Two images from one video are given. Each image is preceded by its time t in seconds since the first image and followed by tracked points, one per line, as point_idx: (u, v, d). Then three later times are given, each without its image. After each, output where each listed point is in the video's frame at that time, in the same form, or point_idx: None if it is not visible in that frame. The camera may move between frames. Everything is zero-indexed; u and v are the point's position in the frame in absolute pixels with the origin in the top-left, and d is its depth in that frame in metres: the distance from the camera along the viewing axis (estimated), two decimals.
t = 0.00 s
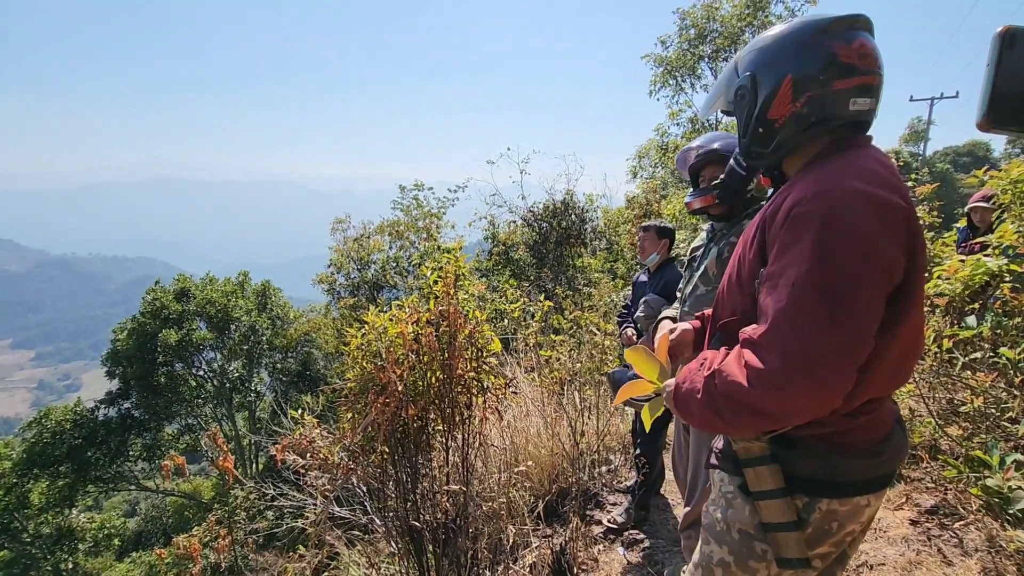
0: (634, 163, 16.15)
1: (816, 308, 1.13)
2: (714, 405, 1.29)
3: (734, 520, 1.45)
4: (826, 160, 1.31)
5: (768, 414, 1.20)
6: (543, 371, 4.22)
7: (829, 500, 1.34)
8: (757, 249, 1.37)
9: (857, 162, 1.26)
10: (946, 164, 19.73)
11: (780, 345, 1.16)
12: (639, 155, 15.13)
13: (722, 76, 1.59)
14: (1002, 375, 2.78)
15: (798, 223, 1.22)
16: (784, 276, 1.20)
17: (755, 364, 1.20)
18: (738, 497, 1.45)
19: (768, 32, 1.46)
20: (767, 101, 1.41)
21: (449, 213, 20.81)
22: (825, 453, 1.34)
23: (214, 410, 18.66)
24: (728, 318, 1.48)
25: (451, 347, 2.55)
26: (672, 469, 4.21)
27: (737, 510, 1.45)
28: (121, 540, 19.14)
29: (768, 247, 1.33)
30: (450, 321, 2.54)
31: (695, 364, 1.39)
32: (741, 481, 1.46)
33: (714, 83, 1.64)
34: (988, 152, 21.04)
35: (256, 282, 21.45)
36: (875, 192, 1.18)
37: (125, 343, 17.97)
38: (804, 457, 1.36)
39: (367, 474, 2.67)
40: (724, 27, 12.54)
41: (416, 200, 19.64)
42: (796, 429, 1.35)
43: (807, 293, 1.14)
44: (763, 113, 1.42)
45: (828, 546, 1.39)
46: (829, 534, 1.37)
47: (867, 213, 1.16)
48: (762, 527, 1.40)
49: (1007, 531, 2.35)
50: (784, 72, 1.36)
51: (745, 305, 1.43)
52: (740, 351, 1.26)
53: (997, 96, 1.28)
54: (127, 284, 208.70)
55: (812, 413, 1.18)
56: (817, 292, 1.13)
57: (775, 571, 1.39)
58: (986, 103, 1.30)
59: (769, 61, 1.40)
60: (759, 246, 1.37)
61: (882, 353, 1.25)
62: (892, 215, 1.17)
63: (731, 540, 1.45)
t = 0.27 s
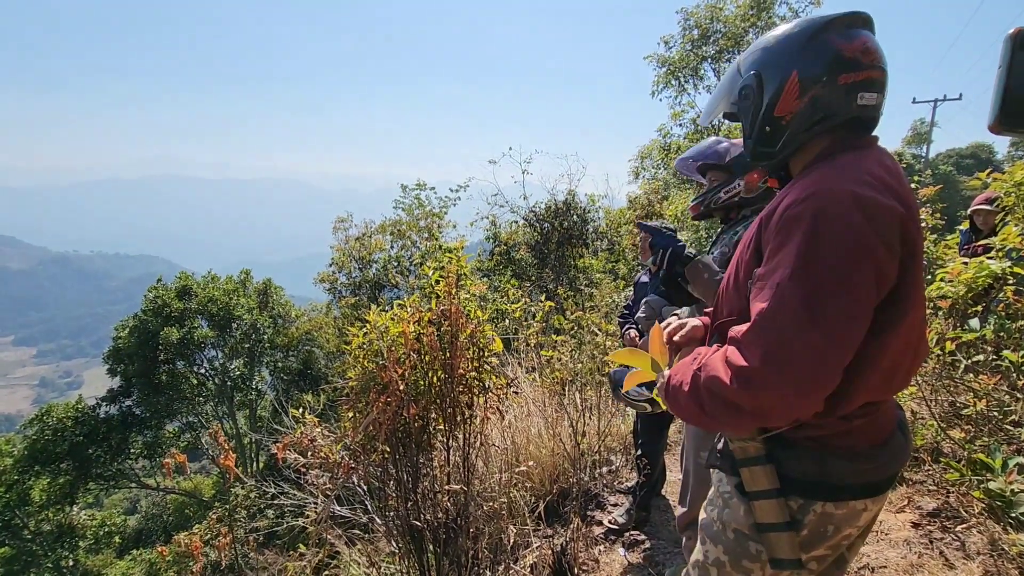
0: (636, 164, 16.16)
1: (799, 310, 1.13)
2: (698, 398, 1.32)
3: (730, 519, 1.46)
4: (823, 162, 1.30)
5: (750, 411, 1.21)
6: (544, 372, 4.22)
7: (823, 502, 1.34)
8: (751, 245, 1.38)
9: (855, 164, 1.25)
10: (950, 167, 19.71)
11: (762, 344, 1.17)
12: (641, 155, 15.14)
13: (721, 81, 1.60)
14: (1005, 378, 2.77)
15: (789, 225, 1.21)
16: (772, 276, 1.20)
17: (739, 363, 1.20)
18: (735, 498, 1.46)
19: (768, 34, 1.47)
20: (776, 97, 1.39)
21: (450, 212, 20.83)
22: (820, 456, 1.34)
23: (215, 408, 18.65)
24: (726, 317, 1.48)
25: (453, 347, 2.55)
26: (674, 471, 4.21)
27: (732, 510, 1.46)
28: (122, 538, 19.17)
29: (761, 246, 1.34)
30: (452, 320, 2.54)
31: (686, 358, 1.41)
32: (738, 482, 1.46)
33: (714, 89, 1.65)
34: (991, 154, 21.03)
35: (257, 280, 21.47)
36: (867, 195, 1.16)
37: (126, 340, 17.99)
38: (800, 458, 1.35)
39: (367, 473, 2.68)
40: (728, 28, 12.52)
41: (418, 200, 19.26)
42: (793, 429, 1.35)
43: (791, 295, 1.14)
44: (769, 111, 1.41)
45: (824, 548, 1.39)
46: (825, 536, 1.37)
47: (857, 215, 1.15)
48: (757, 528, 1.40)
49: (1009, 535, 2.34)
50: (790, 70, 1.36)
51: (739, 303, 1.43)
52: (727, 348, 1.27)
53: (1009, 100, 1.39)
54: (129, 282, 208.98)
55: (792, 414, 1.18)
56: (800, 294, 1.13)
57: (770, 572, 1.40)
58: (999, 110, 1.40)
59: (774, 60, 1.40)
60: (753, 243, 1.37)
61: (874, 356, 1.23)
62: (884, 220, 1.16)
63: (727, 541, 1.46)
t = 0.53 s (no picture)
0: (637, 164, 16.17)
1: (797, 310, 1.13)
2: (685, 378, 1.36)
3: (734, 523, 1.46)
4: (833, 161, 1.29)
5: (739, 405, 1.23)
6: (545, 372, 4.21)
7: (829, 507, 1.33)
8: (755, 236, 1.39)
9: (864, 165, 1.23)
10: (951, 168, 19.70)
11: (759, 340, 1.17)
12: (642, 156, 15.16)
13: (717, 78, 1.55)
14: (1007, 380, 2.77)
15: (794, 223, 1.21)
16: (773, 274, 1.20)
17: (734, 356, 1.22)
18: (740, 502, 1.46)
19: (776, 29, 1.43)
20: (804, 86, 1.33)
21: (451, 212, 20.83)
22: (826, 461, 1.33)
23: (216, 406, 18.65)
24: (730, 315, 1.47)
25: (454, 347, 2.55)
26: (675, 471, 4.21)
27: (738, 514, 1.46)
28: (122, 536, 19.13)
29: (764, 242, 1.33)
30: (453, 320, 2.54)
31: (684, 338, 1.44)
32: (743, 486, 1.47)
33: (710, 84, 1.57)
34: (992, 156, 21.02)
35: (258, 279, 21.50)
36: (873, 199, 1.16)
37: (127, 338, 17.97)
38: (805, 462, 1.35)
39: (368, 472, 2.68)
40: (730, 28, 12.52)
41: (420, 199, 19.51)
42: (798, 432, 1.35)
43: (789, 295, 1.14)
44: (793, 101, 1.35)
45: (829, 553, 1.38)
46: (830, 541, 1.36)
47: (860, 216, 1.14)
48: (762, 531, 1.41)
49: (1011, 537, 2.34)
50: (824, 58, 1.31)
51: (739, 295, 1.44)
52: (724, 340, 1.28)
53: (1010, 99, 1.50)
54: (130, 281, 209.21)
55: (783, 409, 1.20)
56: (799, 294, 1.13)
57: None
58: (1010, 106, 1.52)
59: (802, 48, 1.35)
60: (758, 235, 1.37)
61: (873, 362, 1.23)
62: (888, 225, 1.15)
63: (732, 544, 1.46)
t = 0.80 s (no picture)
0: (638, 164, 16.17)
1: (799, 309, 1.13)
2: (684, 369, 1.37)
3: (737, 526, 1.46)
4: (839, 160, 1.28)
5: (736, 398, 1.24)
6: (545, 372, 4.21)
7: (834, 509, 1.33)
8: (758, 229, 1.39)
9: (871, 166, 1.23)
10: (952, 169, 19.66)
11: (760, 337, 1.17)
12: (643, 156, 15.18)
13: (718, 74, 1.54)
14: (1009, 382, 2.76)
15: (799, 221, 1.20)
16: (776, 271, 1.19)
17: (733, 351, 1.22)
18: (743, 504, 1.46)
19: (782, 27, 1.43)
20: (811, 84, 1.33)
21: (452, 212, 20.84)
22: (829, 462, 1.32)
23: (216, 406, 18.66)
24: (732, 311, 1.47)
25: (454, 347, 2.54)
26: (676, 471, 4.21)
27: (740, 517, 1.46)
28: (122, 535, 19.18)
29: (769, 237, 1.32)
30: (453, 320, 2.54)
31: (684, 325, 1.46)
32: (746, 488, 1.46)
33: (710, 81, 1.57)
34: (994, 157, 20.99)
35: (258, 279, 21.51)
36: (879, 200, 1.15)
37: (128, 338, 18.00)
38: (808, 464, 1.35)
39: (367, 472, 2.67)
40: (731, 28, 12.51)
41: (420, 199, 19.55)
42: (801, 434, 1.34)
43: (791, 293, 1.14)
44: (799, 99, 1.35)
45: (832, 555, 1.38)
46: (834, 543, 1.37)
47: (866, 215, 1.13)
48: (766, 534, 1.40)
49: (1012, 539, 2.33)
50: (832, 58, 1.31)
51: (739, 287, 1.44)
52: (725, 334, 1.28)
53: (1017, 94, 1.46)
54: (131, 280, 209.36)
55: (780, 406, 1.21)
56: (801, 294, 1.13)
57: None
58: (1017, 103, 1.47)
59: (811, 46, 1.34)
60: (761, 230, 1.38)
61: (871, 361, 1.22)
62: (894, 227, 1.14)
63: (735, 547, 1.46)
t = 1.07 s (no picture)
0: (638, 166, 16.19)
1: (801, 310, 1.13)
2: (687, 365, 1.37)
3: (738, 527, 1.46)
4: (844, 161, 1.28)
5: (736, 395, 1.25)
6: (545, 373, 4.20)
7: (834, 510, 1.33)
8: (761, 227, 1.40)
9: (875, 167, 1.23)
10: (952, 170, 19.68)
11: (761, 336, 1.18)
12: (643, 157, 15.20)
13: (723, 73, 1.54)
14: (1008, 383, 2.77)
15: (804, 221, 1.20)
16: (780, 270, 1.19)
17: (735, 349, 1.23)
18: (743, 505, 1.46)
19: (788, 28, 1.43)
20: (817, 84, 1.32)
21: (452, 213, 20.84)
22: (830, 463, 1.33)
23: (216, 407, 18.63)
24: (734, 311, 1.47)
25: (454, 348, 2.54)
26: (676, 472, 4.20)
27: (741, 517, 1.46)
28: (121, 536, 19.14)
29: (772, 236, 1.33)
30: (453, 320, 2.55)
31: (687, 320, 1.47)
32: (747, 488, 1.45)
33: (714, 79, 1.56)
34: (994, 158, 21.02)
35: (259, 279, 21.47)
36: (885, 202, 1.15)
37: (128, 338, 18.00)
38: (810, 465, 1.35)
39: (367, 473, 2.67)
40: (731, 30, 12.52)
41: (420, 200, 19.54)
42: (803, 436, 1.34)
43: (794, 293, 1.14)
44: (805, 99, 1.34)
45: (833, 556, 1.39)
46: (834, 544, 1.37)
47: (870, 217, 1.13)
48: (766, 535, 1.40)
49: (1012, 540, 2.33)
50: (838, 60, 1.31)
51: (741, 285, 1.44)
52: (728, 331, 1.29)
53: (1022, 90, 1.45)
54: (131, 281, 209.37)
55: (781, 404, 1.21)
56: (805, 294, 1.13)
57: None
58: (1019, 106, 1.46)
59: (819, 48, 1.34)
60: (764, 228, 1.38)
61: (873, 362, 1.22)
62: (898, 230, 1.14)
63: (736, 548, 1.46)
